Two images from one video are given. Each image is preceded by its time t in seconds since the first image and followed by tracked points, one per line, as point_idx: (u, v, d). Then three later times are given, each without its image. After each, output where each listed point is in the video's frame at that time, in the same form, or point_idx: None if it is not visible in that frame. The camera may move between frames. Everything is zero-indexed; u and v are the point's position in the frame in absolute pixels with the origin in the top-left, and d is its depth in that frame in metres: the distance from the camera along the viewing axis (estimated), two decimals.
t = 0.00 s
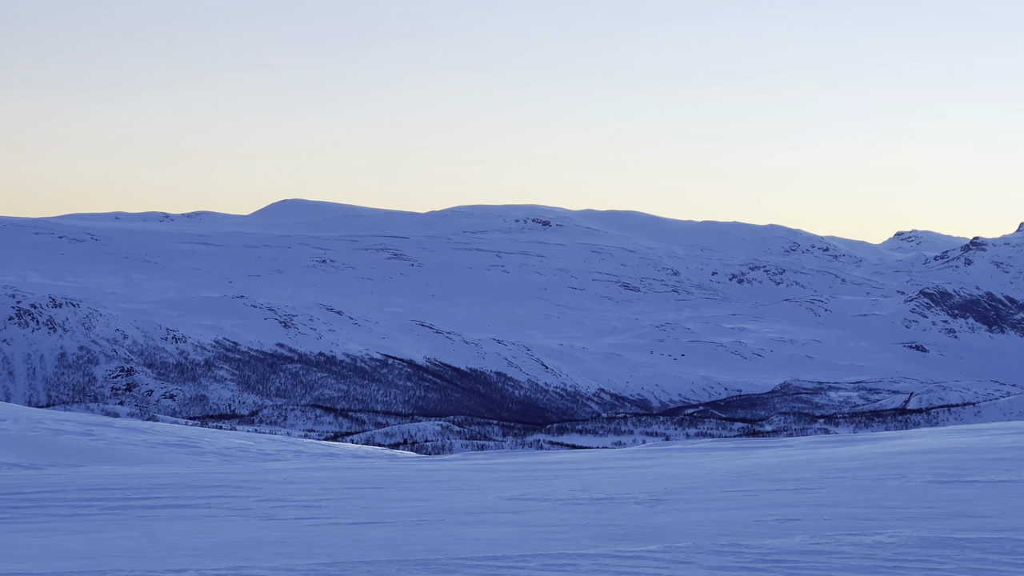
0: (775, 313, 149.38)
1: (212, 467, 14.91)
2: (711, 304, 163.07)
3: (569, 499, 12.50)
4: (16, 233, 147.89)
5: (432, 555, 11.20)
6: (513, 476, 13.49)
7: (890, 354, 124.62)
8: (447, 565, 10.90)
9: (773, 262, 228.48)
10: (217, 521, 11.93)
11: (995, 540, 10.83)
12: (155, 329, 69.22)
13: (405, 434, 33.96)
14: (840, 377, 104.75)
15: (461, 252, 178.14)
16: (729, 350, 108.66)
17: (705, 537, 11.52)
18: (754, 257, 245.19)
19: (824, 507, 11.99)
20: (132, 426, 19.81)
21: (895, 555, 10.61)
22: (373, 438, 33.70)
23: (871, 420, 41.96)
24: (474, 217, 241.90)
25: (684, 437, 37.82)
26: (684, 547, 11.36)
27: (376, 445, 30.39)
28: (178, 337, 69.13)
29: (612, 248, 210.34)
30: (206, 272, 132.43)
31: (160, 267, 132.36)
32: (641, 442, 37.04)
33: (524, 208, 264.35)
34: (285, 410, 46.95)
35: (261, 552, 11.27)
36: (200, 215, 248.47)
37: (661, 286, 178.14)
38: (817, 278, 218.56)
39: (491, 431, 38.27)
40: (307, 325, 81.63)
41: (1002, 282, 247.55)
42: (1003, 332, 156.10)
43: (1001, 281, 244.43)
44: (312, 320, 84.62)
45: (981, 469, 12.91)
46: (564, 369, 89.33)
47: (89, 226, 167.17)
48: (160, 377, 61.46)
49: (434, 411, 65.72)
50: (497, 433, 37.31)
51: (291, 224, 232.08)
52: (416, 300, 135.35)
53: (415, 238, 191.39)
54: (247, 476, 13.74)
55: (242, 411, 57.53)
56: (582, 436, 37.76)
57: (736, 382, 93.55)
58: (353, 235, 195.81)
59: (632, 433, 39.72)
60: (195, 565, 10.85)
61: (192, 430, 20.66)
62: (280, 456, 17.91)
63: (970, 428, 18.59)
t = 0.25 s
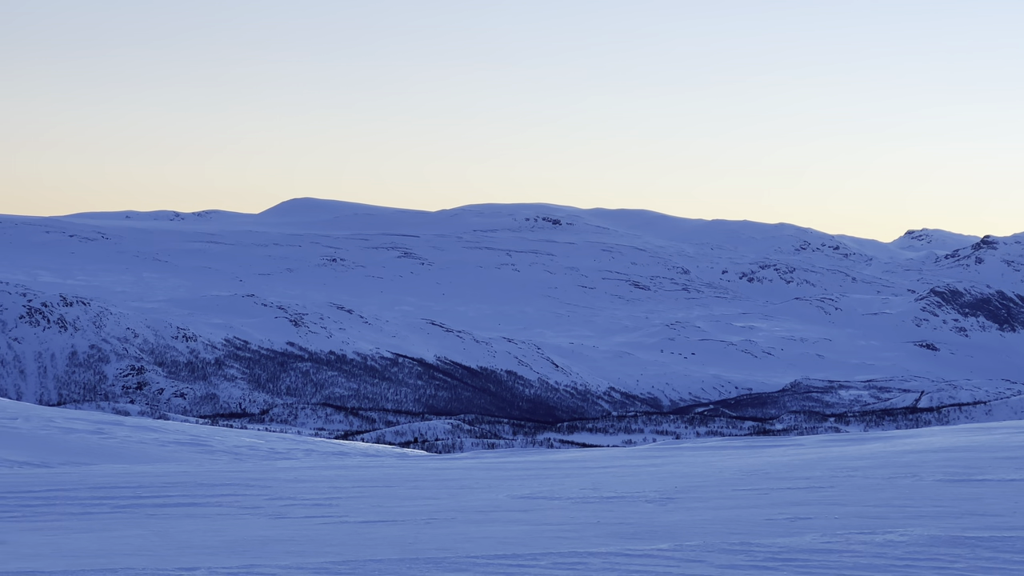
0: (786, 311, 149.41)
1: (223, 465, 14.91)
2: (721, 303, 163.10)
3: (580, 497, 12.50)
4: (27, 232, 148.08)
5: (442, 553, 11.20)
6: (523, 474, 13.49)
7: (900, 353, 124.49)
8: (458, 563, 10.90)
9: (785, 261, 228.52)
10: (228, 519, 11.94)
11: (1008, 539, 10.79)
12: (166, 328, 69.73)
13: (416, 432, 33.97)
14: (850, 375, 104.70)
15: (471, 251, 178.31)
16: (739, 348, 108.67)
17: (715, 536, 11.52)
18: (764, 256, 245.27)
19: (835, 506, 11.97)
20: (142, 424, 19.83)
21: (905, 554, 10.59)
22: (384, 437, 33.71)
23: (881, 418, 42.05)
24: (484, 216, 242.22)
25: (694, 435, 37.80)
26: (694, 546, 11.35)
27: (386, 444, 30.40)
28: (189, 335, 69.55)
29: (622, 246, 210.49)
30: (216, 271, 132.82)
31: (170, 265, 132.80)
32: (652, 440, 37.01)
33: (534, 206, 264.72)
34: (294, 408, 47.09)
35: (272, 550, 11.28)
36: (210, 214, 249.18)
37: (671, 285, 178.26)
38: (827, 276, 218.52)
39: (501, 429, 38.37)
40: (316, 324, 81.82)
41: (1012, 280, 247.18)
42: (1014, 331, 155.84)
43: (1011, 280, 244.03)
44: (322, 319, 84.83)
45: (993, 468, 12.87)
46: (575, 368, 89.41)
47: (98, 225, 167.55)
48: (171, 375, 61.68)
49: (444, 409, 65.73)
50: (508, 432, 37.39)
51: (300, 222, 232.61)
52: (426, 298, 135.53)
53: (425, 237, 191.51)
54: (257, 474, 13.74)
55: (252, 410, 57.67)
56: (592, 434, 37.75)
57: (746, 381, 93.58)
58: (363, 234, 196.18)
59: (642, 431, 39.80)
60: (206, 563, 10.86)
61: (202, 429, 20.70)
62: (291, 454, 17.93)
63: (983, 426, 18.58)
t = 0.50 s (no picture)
0: (796, 310, 149.33)
1: (234, 464, 14.92)
2: (732, 302, 163.07)
3: (590, 496, 12.51)
4: (38, 231, 148.10)
5: (454, 552, 11.22)
6: (533, 472, 13.53)
7: (911, 352, 124.25)
8: (470, 563, 10.89)
9: (796, 260, 228.49)
10: (239, 518, 11.96)
11: (1020, 538, 10.78)
12: (177, 326, 69.94)
13: (427, 430, 34.02)
14: (861, 374, 104.56)
15: (482, 250, 178.41)
16: (750, 347, 108.61)
17: (728, 535, 11.51)
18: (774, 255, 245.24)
19: (846, 505, 11.98)
20: (154, 424, 19.83)
21: (917, 554, 10.57)
22: (396, 436, 33.68)
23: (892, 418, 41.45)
24: (494, 216, 242.33)
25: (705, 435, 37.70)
26: (706, 544, 11.34)
27: (399, 444, 30.33)
28: (200, 334, 69.80)
29: (632, 245, 210.60)
30: (227, 270, 133.18)
31: (181, 264, 133.10)
32: (663, 439, 36.88)
33: (545, 205, 264.96)
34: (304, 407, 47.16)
35: (283, 549, 11.28)
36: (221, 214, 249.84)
37: (682, 284, 178.32)
38: (838, 275, 218.38)
39: (513, 428, 38.34)
40: (327, 323, 81.99)
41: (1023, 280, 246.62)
42: None
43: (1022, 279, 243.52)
44: (334, 318, 84.98)
45: (1003, 467, 12.87)
46: (586, 367, 89.41)
47: (108, 224, 167.76)
48: (182, 374, 61.79)
49: (456, 408, 65.73)
50: (518, 431, 37.35)
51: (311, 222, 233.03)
52: (436, 297, 135.70)
53: (435, 236, 191.39)
54: (268, 474, 13.74)
55: (263, 409, 57.73)
56: (604, 434, 37.55)
57: (757, 380, 93.52)
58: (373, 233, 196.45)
59: (654, 430, 39.77)
60: (218, 562, 10.86)
61: (213, 428, 20.71)
62: (302, 454, 17.97)
63: (996, 425, 18.59)
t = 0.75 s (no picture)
0: (808, 309, 149.19)
1: (245, 464, 14.94)
2: (744, 301, 162.97)
3: (603, 495, 12.51)
4: (49, 231, 148.19)
5: (466, 551, 11.22)
6: (544, 472, 13.52)
7: (923, 351, 124.05)
8: (481, 562, 10.89)
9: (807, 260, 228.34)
10: (251, 517, 11.96)
11: None
12: (188, 326, 70.15)
13: (438, 430, 34.03)
14: (872, 373, 104.44)
15: (495, 249, 178.32)
16: (761, 346, 108.57)
17: (740, 534, 11.50)
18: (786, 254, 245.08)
19: (858, 504, 11.96)
20: (165, 423, 19.84)
21: (929, 553, 10.57)
22: (407, 435, 33.69)
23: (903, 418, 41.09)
24: (506, 215, 242.57)
25: (715, 434, 37.47)
26: (717, 543, 11.34)
27: (409, 443, 30.26)
28: (211, 334, 69.99)
29: (645, 245, 210.40)
30: (238, 270, 133.32)
31: (191, 264, 133.35)
32: (674, 439, 36.75)
33: (557, 204, 264.93)
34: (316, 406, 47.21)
35: (295, 549, 11.30)
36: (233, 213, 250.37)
37: (693, 283, 178.30)
38: (850, 275, 218.24)
39: (523, 428, 38.24)
40: (338, 322, 82.12)
41: None
42: None
43: None
44: (345, 317, 85.09)
45: (1018, 467, 12.81)
46: (597, 367, 89.40)
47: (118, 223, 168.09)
48: (193, 374, 61.94)
49: (467, 407, 65.76)
50: (529, 431, 37.36)
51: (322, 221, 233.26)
52: (447, 297, 135.78)
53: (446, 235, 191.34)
54: (280, 473, 13.75)
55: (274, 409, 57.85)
56: (615, 434, 37.44)
57: (769, 379, 93.44)
58: (384, 233, 196.63)
59: (665, 429, 39.70)
60: (230, 562, 10.88)
61: (225, 427, 20.73)
62: (314, 453, 17.99)
63: (1012, 425, 18.50)
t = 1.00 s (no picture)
0: (820, 309, 149.14)
1: (257, 464, 14.97)
2: (756, 300, 162.92)
3: (614, 495, 12.49)
4: (61, 231, 148.36)
5: (477, 552, 11.20)
6: (556, 473, 13.51)
7: (935, 351, 123.87)
8: (493, 562, 10.90)
9: (819, 259, 228.26)
10: (263, 518, 11.96)
11: None
12: (200, 326, 70.38)
13: (450, 430, 34.03)
14: (885, 373, 104.32)
15: (507, 249, 178.24)
16: (773, 346, 108.55)
17: (752, 534, 11.48)
18: (798, 254, 244.95)
19: (870, 504, 11.95)
20: (177, 423, 19.88)
21: (943, 553, 10.53)
22: (419, 435, 33.70)
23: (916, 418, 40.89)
24: (518, 215, 242.79)
25: (726, 434, 37.35)
26: (729, 544, 11.32)
27: (420, 443, 30.26)
28: (223, 334, 70.18)
29: (657, 244, 210.19)
30: (249, 270, 133.43)
31: (203, 264, 133.67)
32: (686, 439, 36.69)
33: (569, 204, 264.95)
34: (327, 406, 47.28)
35: (307, 549, 11.28)
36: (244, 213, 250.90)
37: (705, 283, 178.25)
38: (862, 274, 218.11)
39: (534, 428, 38.18)
40: (350, 322, 82.26)
41: None
42: None
43: None
44: (356, 317, 85.22)
45: None
46: (609, 366, 89.40)
47: (128, 223, 168.47)
48: (205, 374, 62.10)
49: (478, 407, 65.74)
50: (540, 430, 37.31)
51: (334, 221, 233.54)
52: (459, 296, 135.86)
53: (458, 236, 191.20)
54: (292, 473, 13.75)
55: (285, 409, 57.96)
56: (627, 434, 37.41)
57: (780, 379, 93.37)
58: (396, 232, 196.81)
59: (677, 430, 39.69)
60: (242, 562, 10.87)
61: (237, 428, 20.78)
62: (324, 453, 18.03)
63: None
